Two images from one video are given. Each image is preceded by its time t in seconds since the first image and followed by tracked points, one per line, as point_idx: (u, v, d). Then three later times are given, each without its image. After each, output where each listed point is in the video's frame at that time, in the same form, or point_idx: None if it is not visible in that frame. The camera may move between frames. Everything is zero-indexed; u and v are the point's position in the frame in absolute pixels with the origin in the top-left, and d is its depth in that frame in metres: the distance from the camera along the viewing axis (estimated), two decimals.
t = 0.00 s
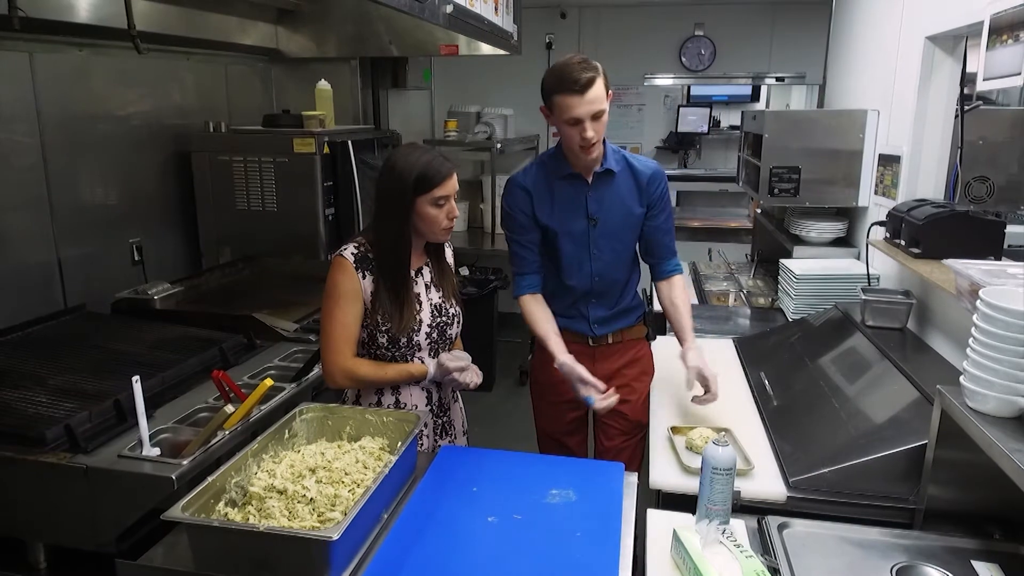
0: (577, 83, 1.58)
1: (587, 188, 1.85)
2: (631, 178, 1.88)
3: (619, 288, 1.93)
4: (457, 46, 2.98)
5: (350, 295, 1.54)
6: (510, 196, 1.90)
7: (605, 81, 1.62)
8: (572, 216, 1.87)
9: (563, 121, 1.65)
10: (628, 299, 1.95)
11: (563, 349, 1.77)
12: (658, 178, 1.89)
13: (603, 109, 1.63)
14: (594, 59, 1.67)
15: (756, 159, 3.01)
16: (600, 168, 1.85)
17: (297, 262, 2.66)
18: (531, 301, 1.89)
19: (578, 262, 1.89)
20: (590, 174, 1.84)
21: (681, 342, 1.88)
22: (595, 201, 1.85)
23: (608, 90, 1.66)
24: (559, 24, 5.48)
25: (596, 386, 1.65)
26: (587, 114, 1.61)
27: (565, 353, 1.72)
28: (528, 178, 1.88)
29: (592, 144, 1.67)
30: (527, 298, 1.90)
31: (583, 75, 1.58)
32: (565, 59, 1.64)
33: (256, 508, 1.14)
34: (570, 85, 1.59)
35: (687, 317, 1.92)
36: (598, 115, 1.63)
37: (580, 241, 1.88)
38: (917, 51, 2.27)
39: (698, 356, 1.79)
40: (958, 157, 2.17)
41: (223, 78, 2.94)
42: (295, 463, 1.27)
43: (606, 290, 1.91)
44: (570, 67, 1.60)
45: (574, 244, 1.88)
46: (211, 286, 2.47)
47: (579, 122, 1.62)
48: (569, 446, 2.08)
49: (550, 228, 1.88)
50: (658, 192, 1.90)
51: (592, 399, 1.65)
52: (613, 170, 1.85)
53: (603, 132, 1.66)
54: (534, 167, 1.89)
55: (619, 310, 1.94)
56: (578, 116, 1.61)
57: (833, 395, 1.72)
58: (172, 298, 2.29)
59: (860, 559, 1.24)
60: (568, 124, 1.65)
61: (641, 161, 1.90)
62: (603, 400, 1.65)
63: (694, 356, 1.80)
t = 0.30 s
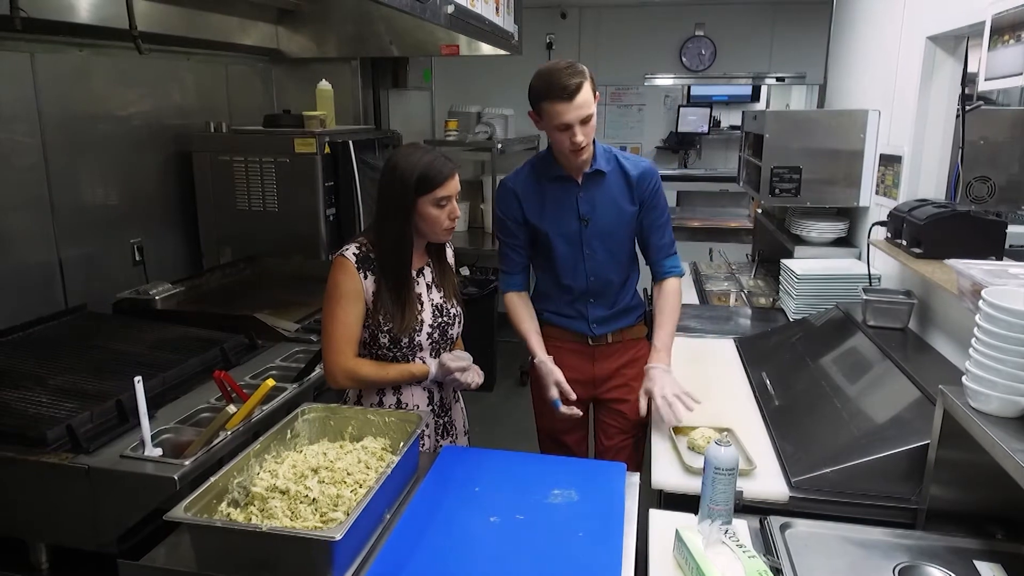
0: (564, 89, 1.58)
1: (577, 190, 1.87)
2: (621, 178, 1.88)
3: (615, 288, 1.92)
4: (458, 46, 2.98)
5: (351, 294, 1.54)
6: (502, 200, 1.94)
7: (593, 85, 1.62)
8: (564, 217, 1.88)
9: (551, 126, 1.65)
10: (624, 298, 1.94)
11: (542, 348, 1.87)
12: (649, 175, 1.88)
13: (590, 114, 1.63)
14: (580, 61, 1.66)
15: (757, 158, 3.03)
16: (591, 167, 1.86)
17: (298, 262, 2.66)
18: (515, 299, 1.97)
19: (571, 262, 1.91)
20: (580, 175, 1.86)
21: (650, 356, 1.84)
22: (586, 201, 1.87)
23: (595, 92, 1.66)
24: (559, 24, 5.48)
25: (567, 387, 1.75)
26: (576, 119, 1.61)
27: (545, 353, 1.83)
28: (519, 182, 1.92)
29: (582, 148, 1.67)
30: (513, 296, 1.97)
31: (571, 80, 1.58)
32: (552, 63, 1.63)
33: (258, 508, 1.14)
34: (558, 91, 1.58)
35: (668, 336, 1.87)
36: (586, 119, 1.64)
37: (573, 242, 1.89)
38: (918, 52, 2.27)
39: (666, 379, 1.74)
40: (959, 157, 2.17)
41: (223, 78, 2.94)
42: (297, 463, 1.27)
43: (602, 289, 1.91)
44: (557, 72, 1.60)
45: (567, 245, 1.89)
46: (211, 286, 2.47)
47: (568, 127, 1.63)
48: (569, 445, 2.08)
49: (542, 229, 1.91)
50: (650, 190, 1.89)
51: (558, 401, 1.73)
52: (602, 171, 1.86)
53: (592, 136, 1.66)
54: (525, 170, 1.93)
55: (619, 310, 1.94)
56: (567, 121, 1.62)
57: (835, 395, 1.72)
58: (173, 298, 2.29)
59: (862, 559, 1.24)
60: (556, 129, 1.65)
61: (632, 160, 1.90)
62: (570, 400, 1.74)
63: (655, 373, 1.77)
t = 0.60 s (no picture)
0: (550, 93, 1.58)
1: (568, 191, 1.88)
2: (614, 178, 1.87)
3: (612, 288, 1.92)
4: (458, 46, 2.98)
5: (351, 294, 1.53)
6: (496, 202, 1.98)
7: (579, 87, 1.62)
8: (556, 219, 1.90)
9: (539, 130, 1.65)
10: (623, 298, 1.94)
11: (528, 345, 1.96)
12: (644, 174, 1.86)
13: (577, 116, 1.63)
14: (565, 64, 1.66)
15: (756, 158, 3.04)
16: (582, 170, 1.86)
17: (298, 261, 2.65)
18: (506, 296, 2.04)
19: (565, 263, 1.93)
20: (571, 177, 1.86)
21: (675, 357, 1.82)
22: (577, 203, 1.87)
23: (582, 95, 1.66)
24: (559, 24, 5.48)
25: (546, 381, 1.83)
26: (562, 122, 1.61)
27: (530, 349, 1.91)
28: (511, 184, 1.94)
29: (571, 150, 1.67)
30: (505, 293, 2.04)
31: (556, 84, 1.58)
32: (536, 67, 1.63)
33: (259, 508, 1.14)
34: (544, 95, 1.58)
35: (685, 333, 1.87)
36: (573, 122, 1.64)
37: (565, 243, 1.91)
38: (919, 51, 2.27)
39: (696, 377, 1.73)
40: (960, 156, 2.17)
41: (224, 78, 2.94)
42: (298, 463, 1.27)
43: (599, 289, 1.91)
44: (542, 76, 1.60)
45: (560, 245, 1.91)
46: (212, 286, 2.47)
47: (556, 130, 1.63)
48: (569, 443, 2.07)
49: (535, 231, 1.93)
50: (645, 189, 1.87)
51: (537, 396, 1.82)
52: (593, 172, 1.85)
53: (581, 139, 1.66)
54: (517, 172, 1.95)
55: (618, 310, 1.93)
56: (554, 125, 1.61)
57: (836, 394, 1.72)
58: (173, 298, 2.28)
59: (864, 558, 1.24)
60: (544, 132, 1.65)
61: (625, 160, 1.88)
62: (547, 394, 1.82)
63: (683, 373, 1.74)
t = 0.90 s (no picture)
0: (542, 101, 1.58)
1: (564, 193, 1.88)
2: (610, 179, 1.87)
3: (614, 288, 1.91)
4: (458, 46, 2.98)
5: (351, 294, 1.53)
6: (494, 205, 1.99)
7: (570, 93, 1.62)
8: (553, 220, 1.90)
9: (533, 138, 1.66)
10: (626, 297, 1.92)
11: (522, 348, 1.97)
12: (640, 173, 1.85)
13: (570, 122, 1.63)
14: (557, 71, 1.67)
15: (756, 158, 3.03)
16: (578, 171, 1.86)
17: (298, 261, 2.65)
18: (504, 297, 2.06)
19: (565, 264, 1.93)
20: (567, 179, 1.87)
21: (693, 359, 1.74)
22: (574, 204, 1.87)
23: (574, 99, 1.66)
24: (559, 24, 5.49)
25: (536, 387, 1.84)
26: (556, 129, 1.61)
27: (522, 353, 1.92)
28: (508, 187, 1.95)
29: (566, 157, 1.68)
30: (503, 293, 2.06)
31: (548, 91, 1.58)
32: (527, 75, 1.64)
33: (258, 507, 1.14)
34: (535, 102, 1.59)
35: (702, 335, 1.78)
36: (567, 128, 1.64)
37: (564, 244, 1.91)
38: (918, 51, 2.27)
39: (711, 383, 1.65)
40: (960, 155, 2.17)
41: (223, 78, 2.93)
42: (297, 463, 1.27)
43: (601, 289, 1.91)
44: (533, 84, 1.60)
45: (559, 247, 1.92)
46: (211, 286, 2.47)
47: (550, 138, 1.63)
48: (572, 443, 2.07)
49: (534, 232, 1.94)
50: (643, 188, 1.85)
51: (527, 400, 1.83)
52: (589, 173, 1.86)
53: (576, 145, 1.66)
54: (513, 176, 1.96)
55: (621, 309, 1.93)
56: (547, 132, 1.62)
57: (835, 394, 1.72)
58: (173, 298, 2.28)
59: (864, 558, 1.24)
60: (538, 140, 1.66)
61: (621, 160, 1.88)
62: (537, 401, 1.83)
63: (701, 377, 1.66)
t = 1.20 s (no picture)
0: (545, 104, 1.58)
1: (565, 195, 1.88)
2: (611, 180, 1.86)
3: (617, 288, 1.91)
4: (458, 46, 2.99)
5: (351, 293, 1.53)
6: (496, 207, 2.00)
7: (571, 96, 1.62)
8: (555, 222, 1.91)
9: (535, 141, 1.66)
10: (629, 297, 1.92)
11: (524, 348, 1.97)
12: (641, 173, 1.85)
13: (572, 126, 1.63)
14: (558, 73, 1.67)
15: (756, 157, 3.03)
16: (578, 173, 1.86)
17: (297, 261, 2.65)
18: (507, 297, 2.06)
19: (567, 265, 1.93)
20: (568, 181, 1.87)
21: (700, 362, 1.70)
22: (575, 206, 1.87)
23: (575, 102, 1.66)
24: (559, 23, 5.49)
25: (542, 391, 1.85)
26: (558, 132, 1.61)
27: (525, 354, 1.92)
28: (509, 189, 1.96)
29: (568, 160, 1.68)
30: (505, 294, 2.06)
31: (550, 94, 1.58)
32: (529, 77, 1.63)
33: (258, 507, 1.14)
34: (537, 105, 1.58)
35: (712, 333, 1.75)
36: (569, 132, 1.64)
37: (566, 245, 1.91)
38: (918, 51, 2.27)
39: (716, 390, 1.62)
40: (960, 155, 2.17)
41: (223, 78, 2.94)
42: (297, 462, 1.27)
43: (604, 290, 1.91)
44: (536, 87, 1.60)
45: (562, 248, 1.92)
46: (211, 285, 2.47)
47: (552, 141, 1.63)
48: (573, 443, 2.07)
49: (535, 234, 1.94)
50: (645, 189, 1.85)
51: (530, 401, 1.84)
52: (590, 175, 1.86)
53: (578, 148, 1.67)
54: (514, 178, 1.96)
55: (625, 310, 1.93)
56: (549, 136, 1.62)
57: (835, 394, 1.72)
58: (172, 297, 2.28)
59: (863, 557, 1.24)
60: (539, 143, 1.65)
61: (623, 161, 1.88)
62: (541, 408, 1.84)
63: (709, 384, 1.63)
